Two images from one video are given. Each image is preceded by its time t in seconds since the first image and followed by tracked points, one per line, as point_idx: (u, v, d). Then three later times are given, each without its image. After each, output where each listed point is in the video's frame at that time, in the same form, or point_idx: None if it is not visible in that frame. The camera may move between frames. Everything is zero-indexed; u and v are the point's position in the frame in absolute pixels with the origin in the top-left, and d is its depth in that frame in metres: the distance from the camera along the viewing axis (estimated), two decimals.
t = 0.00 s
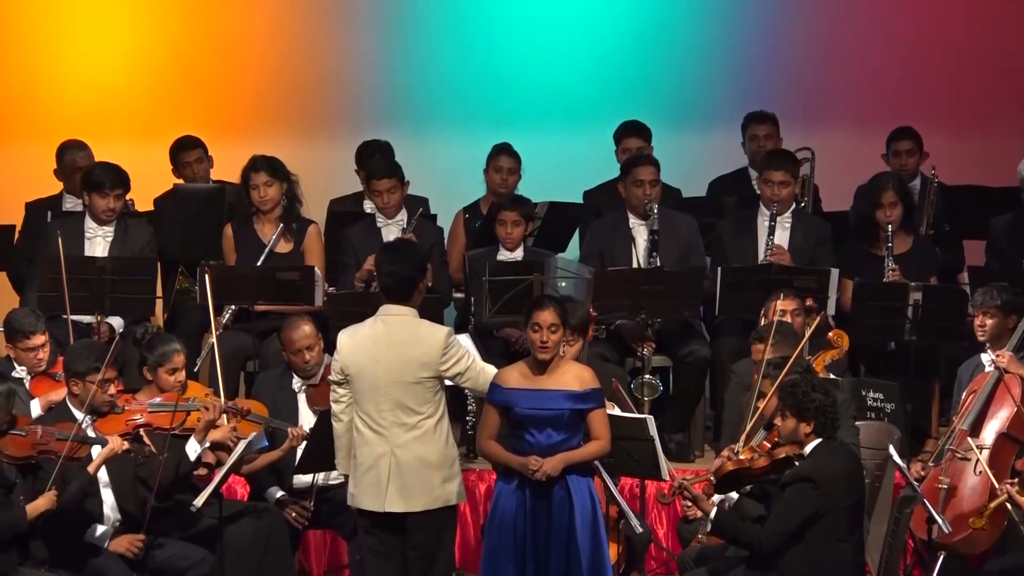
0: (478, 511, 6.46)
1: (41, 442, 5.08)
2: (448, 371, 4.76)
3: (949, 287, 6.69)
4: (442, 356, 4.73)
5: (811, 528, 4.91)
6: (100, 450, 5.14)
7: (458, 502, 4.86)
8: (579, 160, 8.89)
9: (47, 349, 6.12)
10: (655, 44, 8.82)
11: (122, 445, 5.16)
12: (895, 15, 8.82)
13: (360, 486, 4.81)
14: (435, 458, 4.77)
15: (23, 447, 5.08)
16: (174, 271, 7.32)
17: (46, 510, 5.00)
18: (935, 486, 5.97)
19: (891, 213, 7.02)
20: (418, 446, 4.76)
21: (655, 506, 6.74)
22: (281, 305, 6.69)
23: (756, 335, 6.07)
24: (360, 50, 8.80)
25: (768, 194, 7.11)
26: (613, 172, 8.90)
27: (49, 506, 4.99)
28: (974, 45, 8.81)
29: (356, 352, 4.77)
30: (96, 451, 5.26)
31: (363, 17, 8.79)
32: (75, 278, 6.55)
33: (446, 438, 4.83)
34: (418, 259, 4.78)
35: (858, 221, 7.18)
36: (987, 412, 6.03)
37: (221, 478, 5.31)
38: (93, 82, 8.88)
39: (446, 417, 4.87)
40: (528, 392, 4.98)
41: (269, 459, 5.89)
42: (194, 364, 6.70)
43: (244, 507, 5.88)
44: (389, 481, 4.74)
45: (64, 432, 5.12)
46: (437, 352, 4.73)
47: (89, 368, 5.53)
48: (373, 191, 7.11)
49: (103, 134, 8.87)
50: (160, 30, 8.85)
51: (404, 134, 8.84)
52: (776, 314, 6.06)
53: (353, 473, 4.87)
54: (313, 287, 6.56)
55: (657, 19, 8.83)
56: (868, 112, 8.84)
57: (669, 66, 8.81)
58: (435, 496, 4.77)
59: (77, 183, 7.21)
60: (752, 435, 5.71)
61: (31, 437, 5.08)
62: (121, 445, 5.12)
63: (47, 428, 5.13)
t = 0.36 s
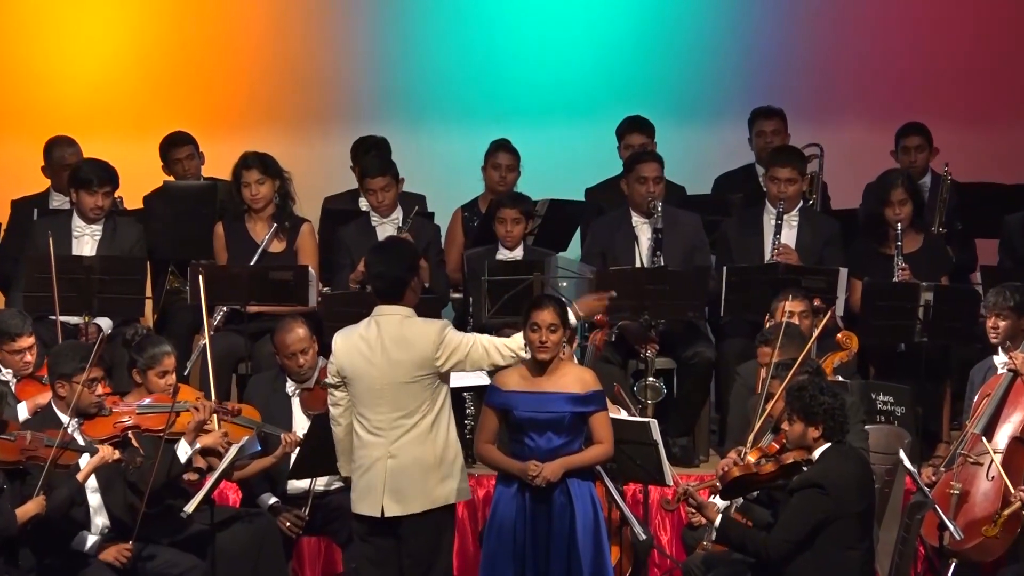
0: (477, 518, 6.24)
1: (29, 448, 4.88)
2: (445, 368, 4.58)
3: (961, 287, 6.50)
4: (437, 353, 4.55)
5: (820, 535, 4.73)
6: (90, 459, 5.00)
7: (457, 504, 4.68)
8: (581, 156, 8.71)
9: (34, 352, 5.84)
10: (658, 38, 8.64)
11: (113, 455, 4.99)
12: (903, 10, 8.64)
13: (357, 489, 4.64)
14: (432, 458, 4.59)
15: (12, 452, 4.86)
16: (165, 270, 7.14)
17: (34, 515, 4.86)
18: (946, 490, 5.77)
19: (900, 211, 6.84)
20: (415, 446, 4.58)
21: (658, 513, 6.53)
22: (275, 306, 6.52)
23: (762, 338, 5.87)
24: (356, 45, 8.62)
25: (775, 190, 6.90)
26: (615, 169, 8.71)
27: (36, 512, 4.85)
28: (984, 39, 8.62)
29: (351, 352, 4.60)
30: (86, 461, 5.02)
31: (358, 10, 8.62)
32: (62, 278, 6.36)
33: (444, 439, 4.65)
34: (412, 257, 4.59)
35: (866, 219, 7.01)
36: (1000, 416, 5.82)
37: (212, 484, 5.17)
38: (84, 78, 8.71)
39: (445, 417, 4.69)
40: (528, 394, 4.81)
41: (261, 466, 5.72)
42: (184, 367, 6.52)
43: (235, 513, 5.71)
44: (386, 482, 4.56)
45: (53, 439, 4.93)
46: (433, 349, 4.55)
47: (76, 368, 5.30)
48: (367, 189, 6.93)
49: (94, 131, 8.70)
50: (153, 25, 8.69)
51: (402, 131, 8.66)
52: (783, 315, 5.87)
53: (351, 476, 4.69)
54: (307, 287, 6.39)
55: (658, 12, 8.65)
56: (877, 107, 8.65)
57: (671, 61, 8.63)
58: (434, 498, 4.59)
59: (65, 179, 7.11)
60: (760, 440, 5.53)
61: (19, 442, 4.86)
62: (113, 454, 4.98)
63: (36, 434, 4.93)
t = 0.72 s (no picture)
0: (477, 523, 6.09)
1: (22, 456, 4.68)
2: (441, 368, 4.44)
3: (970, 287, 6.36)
4: (433, 352, 4.41)
5: (826, 541, 4.59)
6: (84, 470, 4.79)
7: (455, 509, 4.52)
8: (582, 153, 8.57)
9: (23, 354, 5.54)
10: (660, 34, 8.50)
11: (106, 467, 4.79)
12: (908, 5, 8.50)
13: (353, 493, 4.51)
14: (428, 461, 4.45)
15: (3, 459, 4.66)
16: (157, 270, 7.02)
17: (28, 517, 4.68)
18: (956, 495, 5.64)
19: (907, 209, 6.70)
20: (410, 448, 4.44)
21: (661, 517, 6.37)
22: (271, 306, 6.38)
23: (766, 340, 5.73)
24: (353, 41, 8.49)
25: (780, 189, 6.78)
26: (618, 166, 8.58)
27: (31, 513, 4.67)
28: (991, 34, 8.49)
29: (347, 353, 4.49)
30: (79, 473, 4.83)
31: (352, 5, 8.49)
32: (52, 278, 6.23)
33: (440, 441, 4.50)
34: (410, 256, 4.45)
35: (873, 218, 6.87)
36: (1011, 418, 5.68)
37: (206, 488, 4.94)
38: (78, 76, 8.57)
39: (443, 419, 4.54)
40: (528, 396, 4.67)
41: (257, 467, 5.60)
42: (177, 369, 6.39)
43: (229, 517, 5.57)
44: (380, 486, 4.43)
45: (46, 449, 4.76)
46: (428, 349, 4.41)
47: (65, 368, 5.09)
48: (369, 184, 6.81)
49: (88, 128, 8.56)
50: (146, 21, 8.55)
51: (400, 128, 8.52)
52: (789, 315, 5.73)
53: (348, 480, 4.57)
54: (302, 288, 6.26)
55: (659, 7, 8.51)
56: (882, 104, 8.51)
57: (674, 57, 8.49)
58: (429, 502, 4.44)
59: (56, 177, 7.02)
60: (765, 443, 5.39)
61: (12, 449, 4.67)
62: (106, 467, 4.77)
63: (28, 443, 4.75)
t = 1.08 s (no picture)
0: (475, 527, 6.00)
1: (20, 464, 4.56)
2: (438, 377, 4.32)
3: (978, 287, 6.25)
4: (434, 360, 4.31)
5: (831, 546, 4.49)
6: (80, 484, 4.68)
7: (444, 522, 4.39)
8: (583, 151, 8.48)
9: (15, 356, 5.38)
10: (662, 30, 8.39)
11: (105, 484, 4.66)
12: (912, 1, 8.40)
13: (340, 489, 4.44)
14: (417, 468, 4.35)
15: (2, 467, 4.53)
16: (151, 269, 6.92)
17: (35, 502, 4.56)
18: (962, 499, 5.51)
19: (913, 208, 6.59)
20: (400, 453, 4.35)
21: (663, 522, 6.26)
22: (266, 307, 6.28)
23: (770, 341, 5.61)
24: (352, 37, 8.39)
25: (785, 187, 6.66)
26: (621, 161, 8.50)
27: (37, 498, 4.55)
28: (997, 31, 8.38)
29: (349, 350, 4.42)
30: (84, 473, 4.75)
31: None
32: (44, 277, 6.13)
33: (430, 450, 4.38)
34: (414, 256, 4.37)
35: (879, 216, 6.77)
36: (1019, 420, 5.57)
37: (200, 492, 4.87)
38: (72, 73, 8.46)
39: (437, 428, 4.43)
40: (528, 398, 4.56)
41: (251, 474, 5.45)
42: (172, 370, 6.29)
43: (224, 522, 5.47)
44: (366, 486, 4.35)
45: (44, 457, 4.64)
46: (429, 355, 4.31)
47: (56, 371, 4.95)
48: (367, 182, 6.69)
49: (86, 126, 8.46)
50: (137, 17, 8.45)
51: (400, 125, 8.42)
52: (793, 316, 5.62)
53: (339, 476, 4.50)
54: (298, 287, 6.14)
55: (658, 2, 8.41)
56: (887, 102, 8.41)
57: (675, 54, 8.39)
58: (414, 509, 4.34)
59: (49, 175, 6.96)
60: (768, 446, 5.28)
61: (11, 457, 4.55)
62: (112, 466, 4.73)
63: (27, 451, 4.63)
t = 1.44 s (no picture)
0: (474, 533, 5.87)
1: (17, 466, 4.51)
2: (435, 371, 4.21)
3: (988, 287, 6.12)
4: (424, 356, 4.20)
5: (837, 551, 4.36)
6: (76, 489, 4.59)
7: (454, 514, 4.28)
8: (583, 149, 8.35)
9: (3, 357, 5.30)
10: (664, 27, 8.27)
11: (101, 488, 4.56)
12: None
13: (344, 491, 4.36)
14: (413, 467, 4.23)
15: None
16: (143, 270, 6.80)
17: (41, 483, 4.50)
18: (972, 504, 5.38)
19: (920, 207, 6.46)
20: (400, 451, 4.24)
21: (666, 526, 6.08)
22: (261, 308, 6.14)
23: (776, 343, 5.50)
24: (349, 34, 8.27)
25: (790, 185, 6.54)
26: (623, 160, 8.37)
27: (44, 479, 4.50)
28: (1004, 28, 8.25)
29: (345, 350, 4.32)
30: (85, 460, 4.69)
31: None
32: (33, 277, 6.01)
33: (432, 447, 4.27)
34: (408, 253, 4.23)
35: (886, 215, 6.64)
36: None
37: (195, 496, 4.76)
38: (62, 69, 8.40)
39: (438, 425, 4.31)
40: (529, 399, 4.43)
41: (245, 481, 5.33)
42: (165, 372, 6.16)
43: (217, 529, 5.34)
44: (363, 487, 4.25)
45: (41, 459, 4.57)
46: (419, 352, 4.20)
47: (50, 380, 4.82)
48: (365, 179, 6.58)
49: (86, 126, 8.40)
50: (127, 13, 8.37)
51: (398, 123, 8.30)
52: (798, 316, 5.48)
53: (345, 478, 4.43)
54: (293, 287, 6.01)
55: None
56: (894, 100, 8.29)
57: (678, 51, 8.27)
58: (412, 509, 4.23)
59: (36, 173, 6.99)
60: (772, 452, 5.15)
61: (6, 459, 4.49)
62: (116, 437, 4.73)
63: (22, 454, 4.56)
